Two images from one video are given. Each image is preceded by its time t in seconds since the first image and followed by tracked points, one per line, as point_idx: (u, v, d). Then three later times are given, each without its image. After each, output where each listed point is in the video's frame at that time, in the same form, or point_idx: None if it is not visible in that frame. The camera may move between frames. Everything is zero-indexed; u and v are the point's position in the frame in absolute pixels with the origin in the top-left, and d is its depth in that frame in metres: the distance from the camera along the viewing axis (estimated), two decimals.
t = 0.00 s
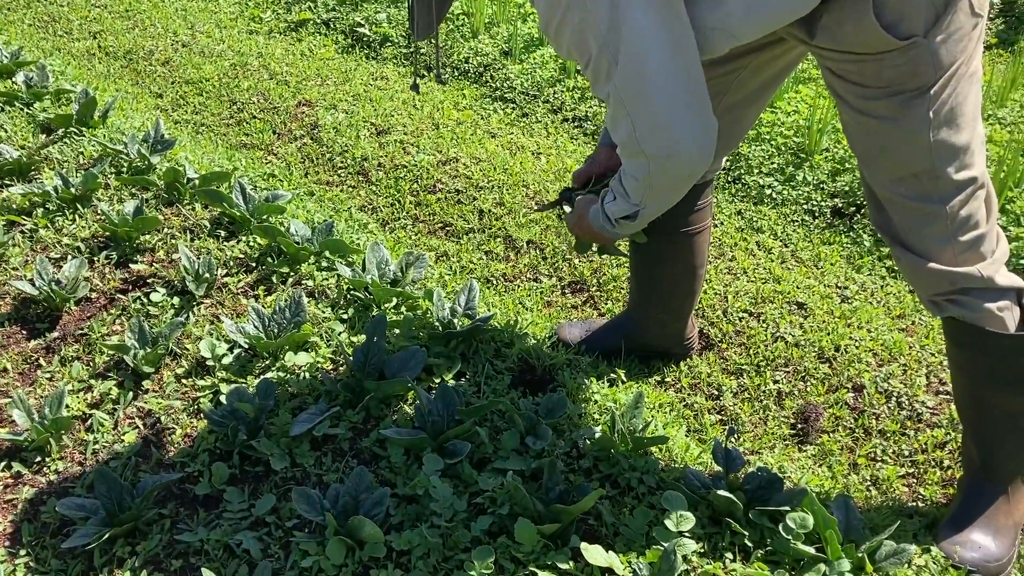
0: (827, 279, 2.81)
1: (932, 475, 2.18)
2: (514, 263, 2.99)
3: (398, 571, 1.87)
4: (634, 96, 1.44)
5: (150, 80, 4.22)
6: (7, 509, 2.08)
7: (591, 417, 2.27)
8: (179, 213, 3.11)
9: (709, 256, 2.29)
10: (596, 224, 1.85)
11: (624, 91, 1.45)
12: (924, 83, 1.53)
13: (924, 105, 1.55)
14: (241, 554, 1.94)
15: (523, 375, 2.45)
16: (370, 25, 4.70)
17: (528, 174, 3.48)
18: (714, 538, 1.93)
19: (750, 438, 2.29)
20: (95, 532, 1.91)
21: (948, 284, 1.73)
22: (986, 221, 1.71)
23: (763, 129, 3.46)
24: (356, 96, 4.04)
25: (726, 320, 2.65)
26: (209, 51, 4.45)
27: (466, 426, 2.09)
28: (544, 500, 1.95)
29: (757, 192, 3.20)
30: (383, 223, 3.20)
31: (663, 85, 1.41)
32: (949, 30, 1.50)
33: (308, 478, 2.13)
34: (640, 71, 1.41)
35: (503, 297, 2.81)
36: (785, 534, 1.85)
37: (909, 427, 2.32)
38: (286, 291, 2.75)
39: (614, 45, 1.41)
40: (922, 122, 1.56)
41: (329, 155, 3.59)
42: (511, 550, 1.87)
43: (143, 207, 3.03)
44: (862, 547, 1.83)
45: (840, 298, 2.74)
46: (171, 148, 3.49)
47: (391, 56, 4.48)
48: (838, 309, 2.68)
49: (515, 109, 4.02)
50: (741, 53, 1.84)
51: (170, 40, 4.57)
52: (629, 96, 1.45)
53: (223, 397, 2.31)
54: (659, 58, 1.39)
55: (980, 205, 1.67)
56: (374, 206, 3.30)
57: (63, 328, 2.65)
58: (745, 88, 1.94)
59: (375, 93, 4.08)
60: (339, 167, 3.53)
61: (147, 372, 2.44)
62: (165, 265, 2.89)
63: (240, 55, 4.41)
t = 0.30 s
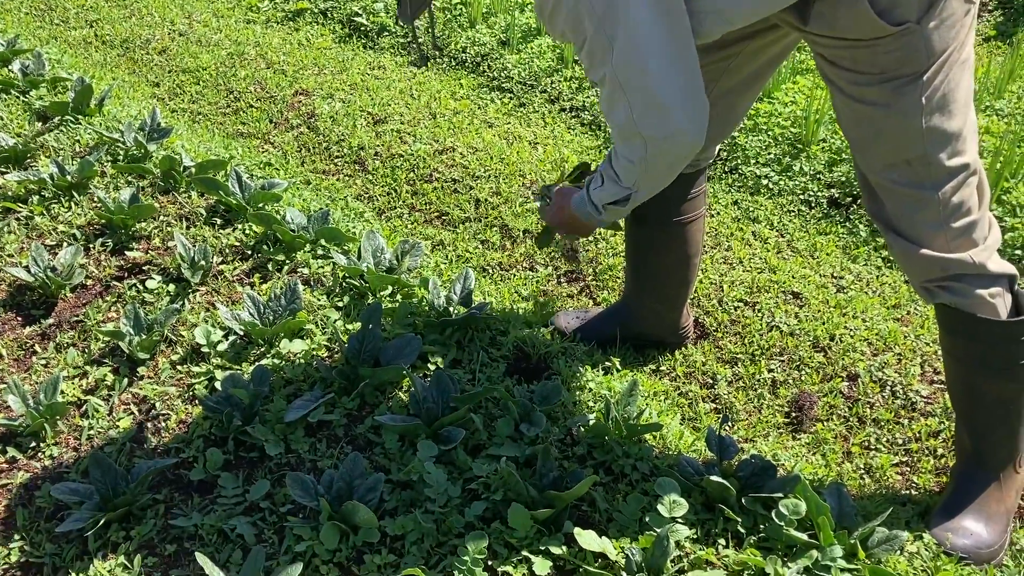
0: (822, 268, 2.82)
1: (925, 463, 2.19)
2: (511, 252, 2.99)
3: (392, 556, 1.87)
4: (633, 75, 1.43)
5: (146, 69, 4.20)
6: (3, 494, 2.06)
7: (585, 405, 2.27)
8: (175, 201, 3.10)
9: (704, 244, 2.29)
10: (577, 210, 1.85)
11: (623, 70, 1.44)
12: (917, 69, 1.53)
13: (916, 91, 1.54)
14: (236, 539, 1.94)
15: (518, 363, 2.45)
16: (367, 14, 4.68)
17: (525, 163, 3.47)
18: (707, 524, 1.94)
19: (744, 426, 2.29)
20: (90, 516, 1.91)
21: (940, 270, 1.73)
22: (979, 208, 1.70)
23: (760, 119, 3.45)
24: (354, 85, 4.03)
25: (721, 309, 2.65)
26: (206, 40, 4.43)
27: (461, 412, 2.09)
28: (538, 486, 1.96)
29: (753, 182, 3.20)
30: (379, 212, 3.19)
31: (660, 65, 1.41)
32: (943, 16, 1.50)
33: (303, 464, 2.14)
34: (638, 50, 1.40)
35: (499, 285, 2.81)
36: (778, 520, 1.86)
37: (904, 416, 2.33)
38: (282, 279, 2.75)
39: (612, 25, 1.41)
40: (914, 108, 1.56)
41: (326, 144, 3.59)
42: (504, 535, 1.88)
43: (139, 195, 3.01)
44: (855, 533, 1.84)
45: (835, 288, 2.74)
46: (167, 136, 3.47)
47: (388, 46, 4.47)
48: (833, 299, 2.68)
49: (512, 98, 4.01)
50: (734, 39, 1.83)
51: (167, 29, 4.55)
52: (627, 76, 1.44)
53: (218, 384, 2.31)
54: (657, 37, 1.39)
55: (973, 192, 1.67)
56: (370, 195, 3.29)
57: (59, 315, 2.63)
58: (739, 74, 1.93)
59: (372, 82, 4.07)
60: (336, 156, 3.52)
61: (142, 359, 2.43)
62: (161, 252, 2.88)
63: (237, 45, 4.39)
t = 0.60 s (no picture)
0: (822, 265, 2.83)
1: (923, 459, 2.20)
2: (512, 248, 3.00)
3: (392, 548, 1.88)
4: (613, 77, 1.42)
5: (150, 64, 4.21)
6: (7, 485, 2.07)
7: (585, 400, 2.28)
8: (178, 196, 3.11)
9: (701, 239, 2.31)
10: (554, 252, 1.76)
11: (603, 73, 1.43)
12: (903, 69, 1.54)
13: (903, 91, 1.55)
14: (238, 531, 1.96)
15: (518, 358, 2.46)
16: (370, 10, 4.69)
17: (527, 159, 3.48)
18: (705, 519, 1.96)
19: (743, 422, 2.31)
20: (93, 507, 1.92)
21: (931, 269, 1.74)
22: (970, 207, 1.71)
23: (762, 115, 3.45)
24: (357, 81, 4.04)
25: (721, 306, 2.66)
26: (209, 36, 4.45)
27: (461, 407, 2.11)
28: (537, 480, 1.98)
29: (755, 178, 3.21)
30: (382, 208, 3.21)
31: (640, 67, 1.41)
32: (927, 17, 1.51)
33: (304, 457, 2.15)
34: (620, 50, 1.40)
35: (500, 281, 2.82)
36: (775, 515, 1.87)
37: (902, 412, 2.34)
38: (285, 273, 2.77)
39: (592, 26, 1.40)
40: (900, 107, 1.57)
41: (329, 139, 3.60)
42: (503, 528, 1.90)
43: (142, 189, 3.03)
44: (851, 528, 1.87)
45: (835, 285, 2.75)
46: (171, 131, 3.48)
47: (391, 41, 4.48)
48: (833, 295, 2.69)
49: (515, 94, 4.02)
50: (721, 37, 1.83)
51: (170, 24, 4.56)
52: (607, 78, 1.43)
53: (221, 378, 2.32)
54: (640, 41, 1.40)
55: (962, 190, 1.68)
56: (372, 190, 3.30)
57: (62, 308, 2.64)
58: (729, 71, 1.94)
59: (374, 77, 4.08)
60: (338, 151, 3.53)
61: (145, 353, 2.44)
62: (164, 247, 2.89)
63: (240, 40, 4.40)
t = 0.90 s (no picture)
0: (827, 261, 2.83)
1: (927, 455, 2.20)
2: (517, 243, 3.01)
3: (397, 541, 1.89)
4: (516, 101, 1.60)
5: (157, 59, 4.22)
6: (15, 477, 2.08)
7: (590, 395, 2.29)
8: (185, 190, 3.12)
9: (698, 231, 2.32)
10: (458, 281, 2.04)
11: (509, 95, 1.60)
12: (871, 66, 1.58)
13: (873, 86, 1.59)
14: (244, 523, 1.97)
15: (523, 352, 2.46)
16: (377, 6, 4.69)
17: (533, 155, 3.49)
18: (708, 514, 1.97)
19: (747, 417, 2.31)
20: (101, 498, 1.93)
21: (915, 259, 1.75)
22: (952, 197, 1.72)
23: (767, 111, 3.45)
24: (363, 77, 4.04)
25: (726, 301, 2.66)
26: (217, 31, 4.46)
27: (466, 401, 2.12)
28: (541, 474, 1.99)
29: (760, 175, 3.21)
30: (388, 203, 3.22)
31: (537, 103, 1.58)
32: (896, 14, 1.54)
33: (309, 450, 2.16)
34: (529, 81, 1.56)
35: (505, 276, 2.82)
36: (779, 510, 1.88)
37: (906, 408, 2.35)
38: (291, 268, 2.78)
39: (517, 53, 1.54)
40: (872, 102, 1.60)
41: (335, 135, 3.61)
42: (506, 521, 1.91)
43: (149, 184, 3.03)
44: (855, 523, 1.87)
45: (840, 281, 2.76)
46: (178, 126, 3.49)
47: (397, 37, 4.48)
48: (838, 292, 2.70)
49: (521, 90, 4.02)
50: (703, 29, 1.86)
51: (178, 20, 4.57)
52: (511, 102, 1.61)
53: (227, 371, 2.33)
54: (552, 77, 1.54)
55: (943, 182, 1.69)
56: (378, 185, 3.31)
57: (70, 302, 2.65)
58: (712, 63, 1.96)
59: (381, 73, 4.08)
60: (344, 147, 3.54)
61: (152, 346, 2.45)
62: (171, 241, 2.90)
63: (247, 36, 4.41)
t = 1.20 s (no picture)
0: (836, 260, 2.83)
1: (935, 453, 2.20)
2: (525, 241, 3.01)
3: (405, 538, 1.90)
4: (510, 93, 1.61)
5: (168, 58, 4.24)
6: (28, 472, 2.09)
7: (598, 394, 2.30)
8: (196, 188, 3.14)
9: (701, 229, 2.32)
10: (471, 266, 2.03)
11: (503, 88, 1.61)
12: (854, 60, 1.58)
13: (856, 80, 1.59)
14: (253, 519, 1.98)
15: (531, 350, 2.47)
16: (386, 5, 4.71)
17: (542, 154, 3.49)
18: (716, 512, 1.97)
19: (755, 416, 2.32)
20: (112, 494, 1.95)
21: (903, 253, 1.76)
22: (938, 191, 1.73)
23: (776, 111, 3.44)
24: (372, 76, 4.05)
25: (735, 300, 2.66)
26: (226, 30, 4.47)
27: (474, 399, 2.13)
28: (549, 472, 2.00)
29: (769, 173, 3.21)
30: (397, 201, 3.22)
31: (532, 92, 1.59)
32: (878, 8, 1.54)
33: (319, 447, 2.17)
34: (522, 72, 1.56)
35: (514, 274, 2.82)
36: (787, 508, 1.89)
37: (915, 408, 2.34)
38: (301, 266, 2.79)
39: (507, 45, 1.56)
40: (856, 95, 1.60)
41: (345, 133, 3.62)
42: (514, 519, 1.92)
43: (159, 182, 3.05)
44: (863, 521, 1.87)
45: (849, 280, 2.75)
46: (188, 124, 3.51)
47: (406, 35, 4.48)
48: (847, 291, 2.69)
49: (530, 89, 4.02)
50: (696, 25, 1.85)
51: (188, 19, 4.59)
52: (506, 95, 1.62)
53: (237, 368, 2.34)
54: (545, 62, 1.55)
55: (929, 175, 1.70)
56: (387, 183, 3.32)
57: (81, 299, 2.66)
58: (707, 58, 1.95)
59: (390, 72, 4.09)
60: (354, 145, 3.55)
61: (162, 343, 2.47)
62: (181, 239, 2.91)
63: (257, 34, 4.43)
